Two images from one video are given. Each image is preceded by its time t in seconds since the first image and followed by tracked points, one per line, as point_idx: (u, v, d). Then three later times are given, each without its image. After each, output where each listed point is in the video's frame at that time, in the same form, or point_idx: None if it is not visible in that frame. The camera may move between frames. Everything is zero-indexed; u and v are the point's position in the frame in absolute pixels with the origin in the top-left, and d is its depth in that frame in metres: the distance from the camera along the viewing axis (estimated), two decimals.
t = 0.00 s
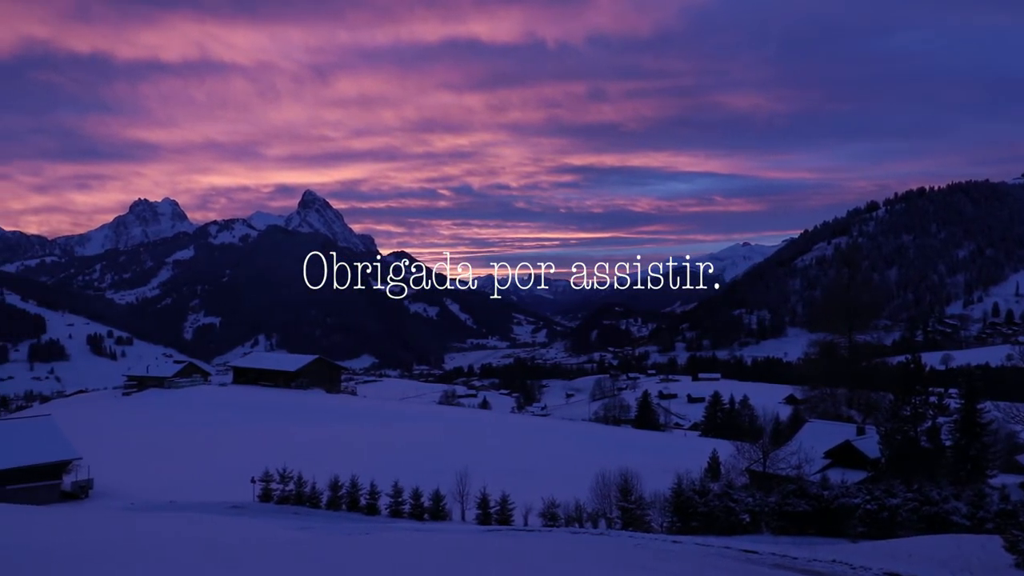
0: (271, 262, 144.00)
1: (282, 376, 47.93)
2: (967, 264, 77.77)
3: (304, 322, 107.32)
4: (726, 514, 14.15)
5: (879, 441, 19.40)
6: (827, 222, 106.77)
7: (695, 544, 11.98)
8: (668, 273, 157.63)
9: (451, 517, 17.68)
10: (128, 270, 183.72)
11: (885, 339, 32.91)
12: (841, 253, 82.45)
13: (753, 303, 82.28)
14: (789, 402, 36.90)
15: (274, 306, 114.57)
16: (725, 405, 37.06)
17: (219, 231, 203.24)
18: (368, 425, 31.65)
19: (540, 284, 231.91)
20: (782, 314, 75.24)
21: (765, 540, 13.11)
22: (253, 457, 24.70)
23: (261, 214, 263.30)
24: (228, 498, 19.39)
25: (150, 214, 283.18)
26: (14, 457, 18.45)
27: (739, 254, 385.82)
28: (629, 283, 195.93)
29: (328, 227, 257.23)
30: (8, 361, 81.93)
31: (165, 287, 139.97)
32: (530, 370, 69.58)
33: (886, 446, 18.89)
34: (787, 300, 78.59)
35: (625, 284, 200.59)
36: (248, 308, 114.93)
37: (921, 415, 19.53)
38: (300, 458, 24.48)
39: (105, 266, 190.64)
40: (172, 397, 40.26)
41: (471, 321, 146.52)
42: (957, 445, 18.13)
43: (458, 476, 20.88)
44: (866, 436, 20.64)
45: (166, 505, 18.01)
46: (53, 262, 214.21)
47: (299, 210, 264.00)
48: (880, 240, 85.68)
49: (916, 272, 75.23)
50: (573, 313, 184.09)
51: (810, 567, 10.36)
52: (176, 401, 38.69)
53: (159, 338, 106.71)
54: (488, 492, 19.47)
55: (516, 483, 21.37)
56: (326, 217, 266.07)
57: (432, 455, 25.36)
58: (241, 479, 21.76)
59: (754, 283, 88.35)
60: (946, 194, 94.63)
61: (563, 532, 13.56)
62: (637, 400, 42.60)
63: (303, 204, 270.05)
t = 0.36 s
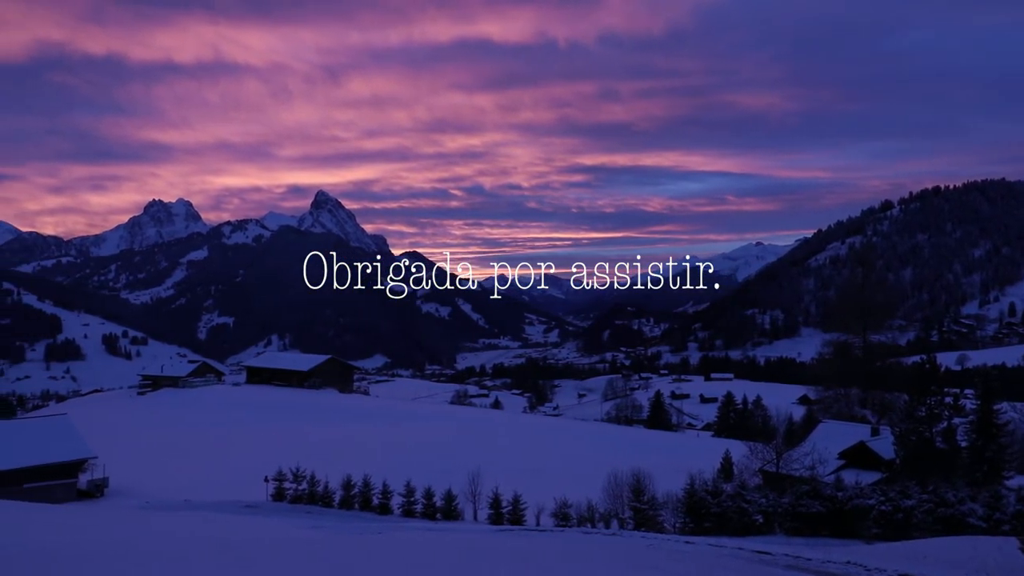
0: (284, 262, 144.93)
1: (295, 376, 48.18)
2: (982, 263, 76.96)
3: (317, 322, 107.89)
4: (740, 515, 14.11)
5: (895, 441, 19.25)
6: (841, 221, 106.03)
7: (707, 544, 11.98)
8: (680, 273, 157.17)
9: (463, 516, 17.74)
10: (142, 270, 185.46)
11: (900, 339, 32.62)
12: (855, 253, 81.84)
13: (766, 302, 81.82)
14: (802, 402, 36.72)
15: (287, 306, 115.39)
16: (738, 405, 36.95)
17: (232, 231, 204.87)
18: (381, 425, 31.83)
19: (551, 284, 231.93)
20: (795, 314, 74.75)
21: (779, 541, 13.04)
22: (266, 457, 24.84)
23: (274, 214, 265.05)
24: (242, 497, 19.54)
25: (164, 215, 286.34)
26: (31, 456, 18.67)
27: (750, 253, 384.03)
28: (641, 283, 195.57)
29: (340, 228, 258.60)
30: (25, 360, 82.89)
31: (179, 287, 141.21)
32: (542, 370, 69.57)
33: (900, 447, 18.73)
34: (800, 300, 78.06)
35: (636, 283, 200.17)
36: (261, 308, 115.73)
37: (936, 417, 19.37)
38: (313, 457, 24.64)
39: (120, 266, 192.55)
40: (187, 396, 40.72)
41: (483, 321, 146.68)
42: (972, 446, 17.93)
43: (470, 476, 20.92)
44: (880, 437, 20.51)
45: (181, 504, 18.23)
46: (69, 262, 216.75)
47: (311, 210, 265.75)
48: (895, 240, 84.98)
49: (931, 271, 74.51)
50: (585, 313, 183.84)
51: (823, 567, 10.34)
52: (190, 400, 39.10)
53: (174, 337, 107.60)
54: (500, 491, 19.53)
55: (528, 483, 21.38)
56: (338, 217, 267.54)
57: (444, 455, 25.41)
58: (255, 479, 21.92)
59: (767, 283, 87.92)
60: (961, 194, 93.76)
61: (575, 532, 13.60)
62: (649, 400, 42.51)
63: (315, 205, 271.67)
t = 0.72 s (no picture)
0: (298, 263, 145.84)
1: (309, 376, 48.46)
2: (1000, 262, 76.05)
3: (330, 321, 108.40)
4: (754, 515, 14.06)
5: (910, 442, 19.08)
6: (856, 221, 105.22)
7: (722, 546, 11.94)
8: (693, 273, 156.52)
9: (476, 516, 17.79)
10: (158, 271, 187.35)
11: (916, 340, 32.33)
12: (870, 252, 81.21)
13: (781, 302, 81.31)
14: (817, 402, 36.53)
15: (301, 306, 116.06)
16: (752, 405, 36.83)
17: (246, 231, 206.53)
18: (393, 425, 31.98)
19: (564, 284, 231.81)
20: (810, 314, 74.19)
21: (793, 543, 12.99)
22: (281, 457, 24.99)
23: (288, 215, 266.69)
24: (257, 496, 19.69)
25: (180, 215, 289.15)
26: (48, 454, 18.90)
27: (764, 253, 381.70)
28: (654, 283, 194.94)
29: (353, 228, 259.92)
30: (43, 360, 83.89)
31: (194, 287, 142.49)
32: (555, 370, 69.55)
33: (916, 448, 18.56)
34: (815, 300, 77.48)
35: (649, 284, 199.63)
36: (275, 308, 116.46)
37: (952, 417, 19.20)
38: (327, 457, 24.79)
39: (136, 267, 194.58)
40: (202, 395, 41.13)
41: (496, 321, 146.79)
42: (990, 447, 17.79)
43: (483, 476, 20.96)
44: (896, 437, 20.36)
45: (197, 502, 18.40)
46: (86, 262, 219.35)
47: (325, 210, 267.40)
48: (911, 239, 84.20)
49: (947, 270, 73.70)
50: (598, 313, 183.51)
51: (838, 569, 10.30)
52: (206, 399, 39.48)
53: (189, 337, 108.48)
54: (513, 492, 19.57)
55: (541, 483, 21.42)
56: (352, 217, 268.87)
57: (457, 455, 25.46)
58: (270, 478, 22.08)
59: (782, 283, 87.35)
60: (978, 192, 92.77)
61: (589, 532, 13.60)
62: (662, 400, 42.42)
63: (329, 205, 273.25)
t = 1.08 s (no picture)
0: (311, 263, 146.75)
1: (323, 375, 48.74)
2: (1019, 262, 75.05)
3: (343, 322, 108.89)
4: (769, 517, 13.98)
5: (926, 443, 18.92)
6: (871, 220, 104.36)
7: (736, 547, 11.91)
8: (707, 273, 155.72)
9: (489, 516, 17.84)
10: (173, 270, 189.17)
11: (933, 340, 32.04)
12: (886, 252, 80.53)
13: (795, 302, 80.80)
14: (832, 403, 36.27)
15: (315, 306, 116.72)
16: (766, 406, 36.64)
17: (261, 232, 208.13)
18: (406, 424, 32.09)
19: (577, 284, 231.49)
20: (824, 314, 73.56)
21: (807, 544, 12.94)
22: (294, 456, 25.16)
23: (301, 215, 268.28)
24: (271, 495, 19.85)
25: (195, 216, 291.89)
26: (66, 453, 19.20)
27: (778, 253, 379.09)
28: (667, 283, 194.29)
29: (366, 228, 261.10)
30: (60, 360, 84.90)
31: (208, 287, 143.73)
32: (568, 370, 69.52)
33: (932, 449, 18.40)
34: (829, 300, 76.83)
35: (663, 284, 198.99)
36: (289, 308, 117.15)
37: (969, 418, 18.99)
38: (340, 456, 24.94)
39: (152, 267, 196.64)
40: (216, 395, 41.50)
41: (509, 321, 146.87)
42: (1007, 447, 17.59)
43: (496, 476, 20.99)
44: (912, 438, 20.22)
45: (212, 501, 18.60)
46: (103, 262, 222.06)
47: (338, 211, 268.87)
48: (927, 239, 83.35)
49: (964, 270, 72.84)
50: (611, 313, 183.02)
51: (852, 571, 10.25)
52: (220, 399, 39.84)
53: (204, 337, 109.36)
54: (526, 492, 19.59)
55: (554, 483, 21.43)
56: (365, 217, 270.17)
57: (470, 455, 25.51)
58: (285, 477, 22.32)
59: (796, 283, 86.76)
60: (995, 191, 91.64)
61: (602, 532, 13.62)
62: (676, 400, 42.31)
63: (342, 205, 274.65)
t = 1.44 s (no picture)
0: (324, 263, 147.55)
1: (336, 375, 49.00)
2: None
3: (356, 322, 109.34)
4: (782, 517, 13.95)
5: (942, 443, 18.77)
6: (886, 220, 103.49)
7: (750, 548, 11.88)
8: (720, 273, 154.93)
9: (501, 516, 17.90)
10: (188, 271, 190.84)
11: (949, 340, 31.73)
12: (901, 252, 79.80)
13: (809, 302, 80.31)
14: (846, 403, 36.03)
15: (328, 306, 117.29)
16: (780, 406, 36.46)
17: (274, 232, 209.49)
18: (418, 424, 32.29)
19: (588, 284, 231.15)
20: (839, 314, 72.99)
21: (822, 546, 12.89)
22: (308, 455, 25.37)
23: (314, 215, 269.70)
24: (285, 494, 20.01)
25: (208, 216, 294.08)
26: (83, 452, 19.48)
27: (792, 252, 377.04)
28: (680, 283, 193.53)
29: (378, 228, 262.11)
30: (76, 360, 85.98)
31: (222, 288, 144.91)
32: (581, 370, 69.52)
33: (948, 450, 18.25)
34: (844, 300, 76.12)
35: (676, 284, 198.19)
36: (302, 308, 117.77)
37: (986, 419, 18.81)
38: (353, 456, 25.10)
39: (167, 267, 198.47)
40: (230, 394, 41.82)
41: (521, 321, 146.91)
42: None
43: (509, 476, 21.04)
44: (928, 439, 20.09)
45: (226, 500, 18.79)
46: (119, 263, 224.48)
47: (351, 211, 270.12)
48: (942, 238, 82.47)
49: (980, 270, 71.88)
50: (623, 313, 182.59)
51: (867, 573, 10.21)
52: (235, 398, 40.21)
53: (219, 336, 110.22)
54: (538, 492, 19.65)
55: (567, 484, 21.47)
56: (378, 217, 271.26)
57: (482, 455, 25.58)
58: (298, 476, 22.51)
59: (810, 282, 86.23)
60: (1013, 190, 90.48)
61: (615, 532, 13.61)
62: (689, 401, 42.21)
63: (355, 205, 275.84)
